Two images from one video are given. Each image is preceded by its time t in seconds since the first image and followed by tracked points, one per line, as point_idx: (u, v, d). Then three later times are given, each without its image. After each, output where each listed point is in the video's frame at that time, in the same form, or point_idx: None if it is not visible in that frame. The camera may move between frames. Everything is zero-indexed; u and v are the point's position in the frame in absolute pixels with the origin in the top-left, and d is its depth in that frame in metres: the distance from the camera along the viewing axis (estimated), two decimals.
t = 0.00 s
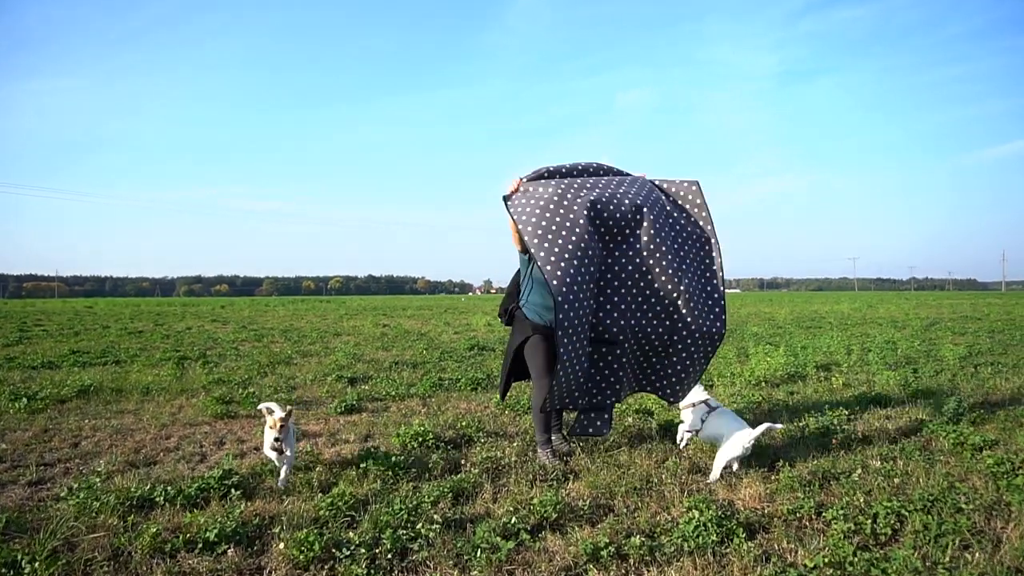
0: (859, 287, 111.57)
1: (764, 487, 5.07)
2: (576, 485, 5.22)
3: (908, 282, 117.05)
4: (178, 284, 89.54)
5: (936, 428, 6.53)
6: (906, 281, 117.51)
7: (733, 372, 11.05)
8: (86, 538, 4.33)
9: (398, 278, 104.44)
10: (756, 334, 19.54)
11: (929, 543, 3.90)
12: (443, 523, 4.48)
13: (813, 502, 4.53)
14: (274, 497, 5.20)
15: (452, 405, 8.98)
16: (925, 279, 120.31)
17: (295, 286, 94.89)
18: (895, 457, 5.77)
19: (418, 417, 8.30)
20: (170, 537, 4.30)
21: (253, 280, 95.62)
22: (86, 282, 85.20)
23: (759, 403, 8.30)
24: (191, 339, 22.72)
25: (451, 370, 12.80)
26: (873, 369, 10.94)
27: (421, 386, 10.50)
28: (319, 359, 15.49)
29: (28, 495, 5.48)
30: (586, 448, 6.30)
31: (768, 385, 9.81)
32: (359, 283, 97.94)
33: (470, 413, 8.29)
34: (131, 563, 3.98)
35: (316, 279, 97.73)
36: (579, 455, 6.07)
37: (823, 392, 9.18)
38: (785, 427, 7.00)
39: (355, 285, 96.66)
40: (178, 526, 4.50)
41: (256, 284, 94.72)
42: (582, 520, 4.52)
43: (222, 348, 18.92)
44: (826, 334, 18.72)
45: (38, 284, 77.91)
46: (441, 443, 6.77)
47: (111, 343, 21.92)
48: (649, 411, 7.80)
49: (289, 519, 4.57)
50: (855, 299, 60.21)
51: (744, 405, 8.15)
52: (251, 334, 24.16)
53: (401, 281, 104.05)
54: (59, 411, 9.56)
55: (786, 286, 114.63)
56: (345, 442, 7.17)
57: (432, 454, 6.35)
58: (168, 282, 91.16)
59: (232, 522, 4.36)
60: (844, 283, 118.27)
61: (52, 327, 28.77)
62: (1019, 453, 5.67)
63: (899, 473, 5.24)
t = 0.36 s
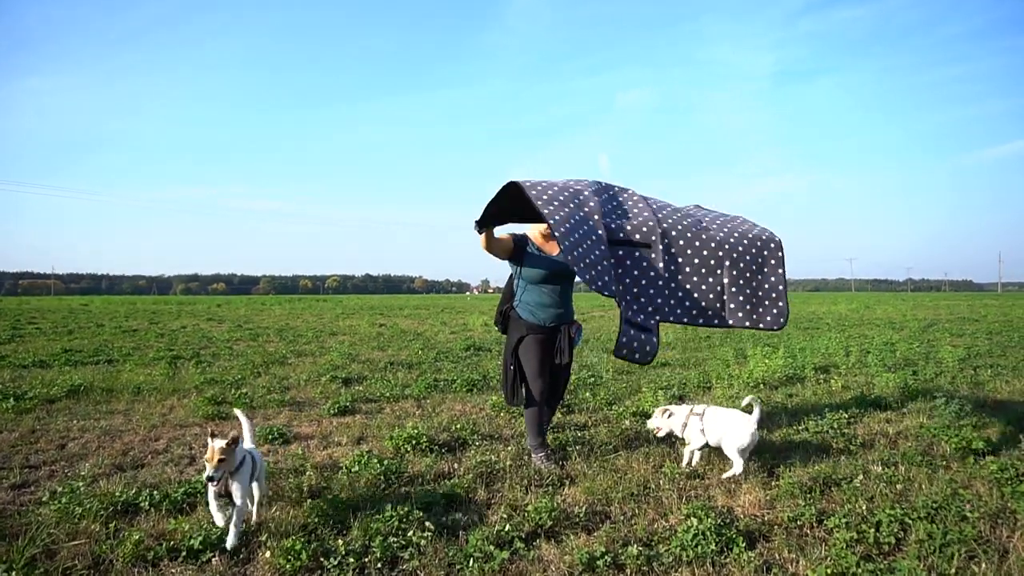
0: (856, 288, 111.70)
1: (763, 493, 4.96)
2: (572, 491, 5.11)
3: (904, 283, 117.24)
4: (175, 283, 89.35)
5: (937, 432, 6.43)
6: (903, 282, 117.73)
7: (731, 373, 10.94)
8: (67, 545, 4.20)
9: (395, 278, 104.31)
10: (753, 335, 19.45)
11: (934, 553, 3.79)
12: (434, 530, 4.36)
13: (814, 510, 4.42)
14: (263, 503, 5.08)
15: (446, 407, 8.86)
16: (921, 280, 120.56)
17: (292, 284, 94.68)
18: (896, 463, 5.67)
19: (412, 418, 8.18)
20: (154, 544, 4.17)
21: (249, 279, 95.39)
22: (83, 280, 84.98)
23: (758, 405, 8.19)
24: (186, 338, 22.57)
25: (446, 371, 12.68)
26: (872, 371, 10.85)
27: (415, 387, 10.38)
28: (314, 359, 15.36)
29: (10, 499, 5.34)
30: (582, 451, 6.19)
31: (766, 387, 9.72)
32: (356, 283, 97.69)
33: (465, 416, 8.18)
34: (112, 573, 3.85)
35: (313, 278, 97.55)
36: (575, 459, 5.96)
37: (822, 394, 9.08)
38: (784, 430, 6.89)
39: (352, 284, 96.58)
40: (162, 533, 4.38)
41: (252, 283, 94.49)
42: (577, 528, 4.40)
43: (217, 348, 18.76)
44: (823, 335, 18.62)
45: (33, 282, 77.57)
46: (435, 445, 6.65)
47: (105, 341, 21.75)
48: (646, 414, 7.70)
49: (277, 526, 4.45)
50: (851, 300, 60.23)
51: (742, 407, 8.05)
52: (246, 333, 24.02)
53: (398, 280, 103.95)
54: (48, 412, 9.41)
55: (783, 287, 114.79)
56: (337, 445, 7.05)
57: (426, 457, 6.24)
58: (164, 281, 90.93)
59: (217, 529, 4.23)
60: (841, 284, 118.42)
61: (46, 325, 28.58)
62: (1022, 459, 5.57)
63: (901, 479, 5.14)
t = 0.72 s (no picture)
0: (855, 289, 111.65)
1: (766, 497, 4.87)
2: (571, 495, 5.02)
3: (903, 284, 117.22)
4: (174, 282, 89.26)
5: (942, 435, 6.34)
6: (902, 283, 117.74)
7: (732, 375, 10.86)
8: (53, 551, 4.09)
9: (394, 278, 104.23)
10: (754, 336, 19.35)
11: (943, 560, 3.69)
12: (430, 536, 4.26)
13: (818, 515, 4.33)
14: (256, 507, 4.98)
15: (444, 408, 8.78)
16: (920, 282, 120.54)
17: (291, 284, 94.54)
18: (900, 466, 5.57)
19: (410, 420, 8.09)
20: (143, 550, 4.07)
21: (248, 279, 95.27)
22: (82, 279, 84.89)
23: (759, 407, 8.10)
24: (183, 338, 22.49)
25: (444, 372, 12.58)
26: (873, 373, 10.76)
27: (413, 388, 10.29)
28: (312, 360, 15.26)
29: None
30: (581, 454, 6.10)
31: (767, 389, 9.63)
32: (355, 283, 97.53)
33: (464, 418, 8.09)
34: None
35: (312, 279, 97.43)
36: (574, 462, 5.86)
37: (823, 396, 9.00)
38: (785, 433, 6.80)
39: (352, 285, 96.50)
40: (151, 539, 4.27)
41: (251, 283, 94.37)
42: (576, 533, 4.31)
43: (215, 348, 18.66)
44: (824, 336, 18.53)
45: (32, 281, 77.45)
46: (432, 448, 6.55)
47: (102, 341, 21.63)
48: (646, 416, 7.61)
49: (270, 531, 4.35)
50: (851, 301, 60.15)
51: (743, 410, 7.96)
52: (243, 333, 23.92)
53: (397, 281, 103.82)
54: (42, 412, 9.30)
55: (782, 288, 114.76)
56: (333, 447, 6.95)
57: (422, 460, 6.14)
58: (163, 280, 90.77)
59: (208, 534, 4.13)
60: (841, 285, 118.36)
61: (44, 325, 28.46)
62: None
63: (906, 483, 5.05)
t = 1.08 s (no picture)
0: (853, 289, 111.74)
1: (770, 501, 4.76)
2: (570, 498, 4.90)
3: (901, 284, 117.27)
4: (171, 283, 89.09)
5: (947, 436, 6.24)
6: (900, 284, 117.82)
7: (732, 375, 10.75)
8: (34, 558, 3.96)
9: (392, 279, 104.11)
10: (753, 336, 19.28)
11: (955, 567, 3.58)
12: (425, 541, 4.14)
13: (825, 520, 4.22)
14: (248, 512, 4.86)
15: (441, 409, 8.66)
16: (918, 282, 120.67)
17: (289, 285, 94.40)
18: (906, 469, 5.47)
19: (406, 422, 7.97)
20: (128, 557, 3.94)
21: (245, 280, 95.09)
22: (79, 280, 84.75)
23: (760, 408, 8.00)
24: (179, 338, 22.39)
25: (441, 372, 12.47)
26: (875, 373, 10.67)
27: (410, 389, 10.17)
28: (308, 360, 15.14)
29: None
30: (580, 456, 5.99)
31: (768, 390, 9.53)
32: (353, 283, 97.33)
33: (461, 419, 7.97)
34: None
35: (309, 279, 97.30)
36: (572, 464, 5.75)
37: (825, 397, 8.90)
38: (787, 434, 6.69)
39: (349, 285, 96.44)
40: (137, 546, 4.14)
41: (248, 283, 94.21)
42: (576, 539, 4.19)
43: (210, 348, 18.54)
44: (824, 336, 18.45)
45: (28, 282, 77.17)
46: (427, 450, 6.43)
47: (98, 342, 21.49)
48: (646, 417, 7.50)
49: (261, 537, 4.23)
50: (849, 301, 60.13)
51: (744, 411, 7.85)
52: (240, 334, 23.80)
53: (395, 281, 103.75)
54: (33, 414, 9.17)
55: (780, 288, 114.79)
56: (327, 450, 6.83)
57: (418, 463, 6.02)
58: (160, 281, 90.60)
59: (196, 541, 4.00)
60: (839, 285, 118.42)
61: (39, 326, 28.32)
62: None
63: (913, 486, 4.94)
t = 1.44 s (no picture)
0: (833, 289, 112.98)
1: (756, 500, 4.73)
2: (555, 499, 4.84)
3: (880, 285, 118.85)
4: (151, 283, 87.99)
5: (930, 434, 6.26)
6: (879, 285, 119.38)
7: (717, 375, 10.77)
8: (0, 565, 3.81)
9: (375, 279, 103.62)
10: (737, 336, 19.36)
11: (943, 567, 3.56)
12: (408, 543, 4.06)
13: (811, 519, 4.19)
14: (226, 515, 4.74)
15: (425, 410, 8.56)
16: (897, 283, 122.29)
17: (272, 285, 93.58)
18: (890, 467, 5.47)
19: (389, 422, 7.87)
20: (100, 563, 3.81)
21: (227, 280, 94.17)
22: (56, 280, 83.36)
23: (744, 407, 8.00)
24: (158, 339, 22.11)
25: (425, 372, 12.36)
26: (857, 372, 10.74)
27: (393, 389, 10.07)
28: (290, 360, 14.97)
29: None
30: (565, 456, 5.94)
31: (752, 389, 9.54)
32: (336, 283, 96.76)
33: (445, 419, 7.88)
34: None
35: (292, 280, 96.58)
36: (558, 464, 5.70)
37: (808, 396, 8.92)
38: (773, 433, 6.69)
39: (333, 285, 95.82)
40: (110, 552, 4.01)
41: (230, 283, 93.27)
42: (561, 540, 4.13)
43: (190, 349, 18.28)
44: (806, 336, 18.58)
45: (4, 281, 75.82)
46: (411, 450, 6.34)
47: (74, 342, 21.10)
48: (631, 417, 7.47)
49: (239, 541, 4.13)
50: (830, 301, 60.71)
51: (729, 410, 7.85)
52: (221, 334, 23.52)
53: (379, 281, 103.29)
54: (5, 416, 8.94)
55: (762, 288, 115.91)
56: (309, 451, 6.72)
57: (401, 463, 5.93)
58: (141, 281, 89.49)
59: (171, 545, 3.88)
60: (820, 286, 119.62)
61: (14, 326, 27.79)
62: (1020, 463, 5.41)
63: (898, 485, 4.94)
